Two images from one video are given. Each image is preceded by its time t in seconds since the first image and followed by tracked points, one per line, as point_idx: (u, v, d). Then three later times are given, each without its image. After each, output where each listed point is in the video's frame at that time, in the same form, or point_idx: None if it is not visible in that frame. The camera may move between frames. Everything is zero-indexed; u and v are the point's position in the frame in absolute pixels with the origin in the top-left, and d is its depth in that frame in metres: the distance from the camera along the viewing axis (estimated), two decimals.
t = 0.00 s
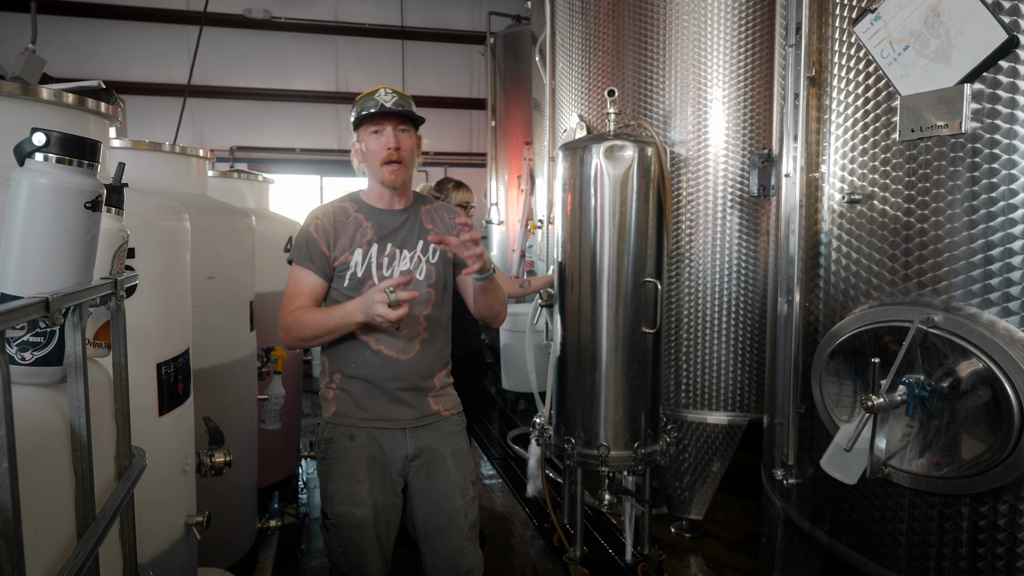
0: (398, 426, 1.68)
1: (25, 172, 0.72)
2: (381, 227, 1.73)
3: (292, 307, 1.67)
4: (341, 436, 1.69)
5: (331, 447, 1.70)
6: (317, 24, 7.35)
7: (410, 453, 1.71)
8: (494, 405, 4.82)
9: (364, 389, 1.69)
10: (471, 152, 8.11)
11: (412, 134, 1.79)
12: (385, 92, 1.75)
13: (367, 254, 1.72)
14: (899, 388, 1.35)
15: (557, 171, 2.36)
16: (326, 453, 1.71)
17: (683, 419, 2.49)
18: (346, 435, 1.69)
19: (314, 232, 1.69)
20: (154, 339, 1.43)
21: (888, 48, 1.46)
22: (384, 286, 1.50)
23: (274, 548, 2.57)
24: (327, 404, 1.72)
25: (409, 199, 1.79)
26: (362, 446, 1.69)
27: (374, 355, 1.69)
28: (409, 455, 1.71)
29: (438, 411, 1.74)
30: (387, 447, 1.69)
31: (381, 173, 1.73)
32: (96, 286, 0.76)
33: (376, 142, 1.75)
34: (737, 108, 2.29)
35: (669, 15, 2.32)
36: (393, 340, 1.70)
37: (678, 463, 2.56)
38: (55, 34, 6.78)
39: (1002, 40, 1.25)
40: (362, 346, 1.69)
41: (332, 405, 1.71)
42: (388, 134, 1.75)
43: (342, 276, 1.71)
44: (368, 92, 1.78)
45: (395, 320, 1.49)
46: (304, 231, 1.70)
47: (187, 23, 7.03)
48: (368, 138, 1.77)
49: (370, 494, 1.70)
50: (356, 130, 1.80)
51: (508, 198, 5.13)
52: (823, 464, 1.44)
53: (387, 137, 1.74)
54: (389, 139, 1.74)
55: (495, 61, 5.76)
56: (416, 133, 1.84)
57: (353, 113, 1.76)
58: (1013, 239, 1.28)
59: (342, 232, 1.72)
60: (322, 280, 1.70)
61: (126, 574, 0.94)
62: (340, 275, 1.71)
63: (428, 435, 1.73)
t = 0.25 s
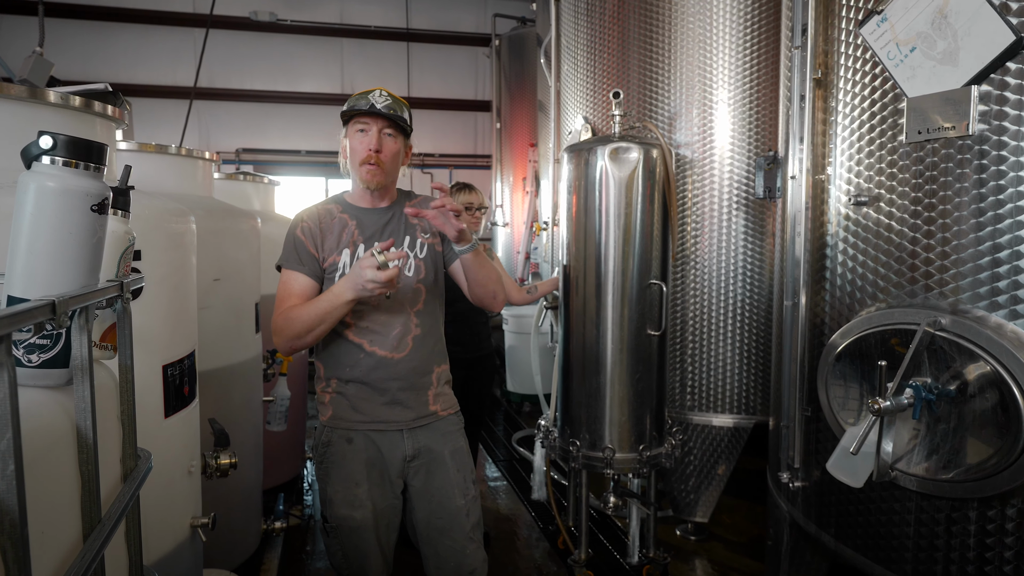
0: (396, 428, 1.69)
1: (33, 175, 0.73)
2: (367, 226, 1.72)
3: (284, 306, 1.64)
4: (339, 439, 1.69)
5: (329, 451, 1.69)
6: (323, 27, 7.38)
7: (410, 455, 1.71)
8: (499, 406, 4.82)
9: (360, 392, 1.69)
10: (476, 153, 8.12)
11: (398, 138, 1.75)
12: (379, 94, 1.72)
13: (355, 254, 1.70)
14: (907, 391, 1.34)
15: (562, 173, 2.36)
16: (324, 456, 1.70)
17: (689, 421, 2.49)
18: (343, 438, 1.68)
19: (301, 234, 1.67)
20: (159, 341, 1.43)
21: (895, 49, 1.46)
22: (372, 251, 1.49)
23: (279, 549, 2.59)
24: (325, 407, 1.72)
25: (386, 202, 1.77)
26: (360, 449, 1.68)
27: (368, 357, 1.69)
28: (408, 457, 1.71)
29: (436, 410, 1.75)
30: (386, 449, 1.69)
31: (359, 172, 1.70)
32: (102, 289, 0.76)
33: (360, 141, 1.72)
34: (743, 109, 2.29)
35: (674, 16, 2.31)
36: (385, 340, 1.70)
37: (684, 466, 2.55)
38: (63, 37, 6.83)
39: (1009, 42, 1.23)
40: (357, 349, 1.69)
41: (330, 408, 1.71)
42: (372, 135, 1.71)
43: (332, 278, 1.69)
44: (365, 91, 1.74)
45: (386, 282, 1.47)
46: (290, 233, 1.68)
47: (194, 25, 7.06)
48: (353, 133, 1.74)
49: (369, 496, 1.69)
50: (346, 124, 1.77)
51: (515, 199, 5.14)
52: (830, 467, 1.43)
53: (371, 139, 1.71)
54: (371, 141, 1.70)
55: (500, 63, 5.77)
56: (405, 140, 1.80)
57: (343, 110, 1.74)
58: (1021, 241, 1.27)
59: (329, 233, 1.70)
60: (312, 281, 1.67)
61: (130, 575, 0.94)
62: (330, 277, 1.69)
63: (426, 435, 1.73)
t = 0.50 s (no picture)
0: (398, 429, 1.69)
1: (37, 176, 0.73)
2: (364, 230, 1.72)
3: (285, 314, 1.63)
4: (340, 440, 1.68)
5: (330, 452, 1.69)
6: (327, 28, 7.40)
7: (411, 456, 1.71)
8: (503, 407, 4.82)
9: (362, 394, 1.69)
10: (480, 154, 8.12)
11: (397, 142, 1.76)
12: (377, 96, 1.72)
13: (353, 258, 1.70)
14: (910, 392, 1.34)
15: (566, 174, 2.36)
16: (326, 458, 1.70)
17: (693, 422, 2.48)
18: (345, 440, 1.68)
19: (299, 240, 1.66)
20: (161, 342, 1.43)
21: (899, 50, 1.45)
22: (378, 271, 1.47)
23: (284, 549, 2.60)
24: (326, 409, 1.72)
25: (383, 204, 1.77)
26: (362, 451, 1.68)
27: (367, 360, 1.69)
28: (410, 458, 1.71)
29: (437, 411, 1.76)
30: (387, 450, 1.69)
31: (358, 176, 1.70)
32: (106, 289, 0.77)
33: (359, 144, 1.72)
34: (747, 110, 2.28)
35: (678, 17, 2.31)
36: (385, 342, 1.70)
37: (687, 467, 2.55)
38: (69, 38, 6.86)
39: (1014, 42, 1.23)
40: (357, 351, 1.69)
41: (331, 410, 1.71)
42: (373, 138, 1.72)
43: (330, 282, 1.69)
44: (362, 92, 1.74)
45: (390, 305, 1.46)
46: (287, 240, 1.66)
47: (199, 26, 7.09)
48: (352, 136, 1.73)
49: (371, 498, 1.69)
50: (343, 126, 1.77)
51: (519, 200, 5.14)
52: (833, 468, 1.42)
53: (371, 142, 1.71)
54: (372, 144, 1.71)
55: (504, 64, 5.77)
56: (401, 142, 1.81)
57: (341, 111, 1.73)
58: None
59: (326, 238, 1.70)
60: (312, 286, 1.67)
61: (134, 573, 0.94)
62: (329, 281, 1.69)
63: (427, 435, 1.73)
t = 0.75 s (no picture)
0: (400, 428, 1.69)
1: (40, 173, 0.73)
2: (363, 231, 1.72)
3: (285, 315, 1.63)
4: (341, 440, 1.69)
5: (332, 452, 1.69)
6: (330, 27, 7.40)
7: (412, 455, 1.71)
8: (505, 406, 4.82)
9: (362, 393, 1.69)
10: (482, 153, 8.12)
11: (400, 140, 1.77)
12: (381, 95, 1.72)
13: (353, 259, 1.70)
14: (913, 391, 1.34)
15: (569, 172, 2.36)
16: (328, 457, 1.70)
17: (695, 421, 2.48)
18: (347, 439, 1.68)
19: (299, 240, 1.65)
20: (163, 340, 1.44)
21: (903, 48, 1.45)
22: (383, 276, 1.47)
23: (286, 548, 2.60)
24: (327, 408, 1.72)
25: (385, 203, 1.78)
26: (363, 450, 1.68)
27: (367, 359, 1.69)
28: (412, 457, 1.72)
29: (438, 410, 1.76)
30: (389, 450, 1.70)
31: (363, 173, 1.70)
32: (108, 286, 0.77)
33: (364, 142, 1.72)
34: (749, 109, 2.28)
35: (681, 16, 2.31)
36: (387, 341, 1.70)
37: (690, 466, 2.55)
38: (72, 37, 6.87)
39: (1017, 41, 1.22)
40: (358, 351, 1.69)
41: (332, 409, 1.71)
42: (378, 136, 1.72)
43: (330, 283, 1.69)
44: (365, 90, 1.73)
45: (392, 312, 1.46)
46: (287, 241, 1.65)
47: (202, 25, 7.10)
48: (356, 135, 1.73)
49: (373, 497, 1.70)
50: (345, 124, 1.76)
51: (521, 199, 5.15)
52: (835, 467, 1.42)
53: (376, 140, 1.72)
54: (378, 142, 1.71)
55: (507, 63, 5.77)
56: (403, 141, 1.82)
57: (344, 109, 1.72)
58: None
59: (327, 238, 1.69)
60: (312, 287, 1.66)
61: (137, 571, 0.95)
62: (328, 282, 1.69)
63: (428, 434, 1.73)
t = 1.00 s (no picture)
0: (402, 428, 1.69)
1: (40, 172, 0.73)
2: (367, 230, 1.71)
3: (283, 322, 1.64)
4: (344, 440, 1.69)
5: (334, 452, 1.69)
6: (331, 26, 7.40)
7: (414, 455, 1.71)
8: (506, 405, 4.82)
9: (364, 393, 1.68)
10: (484, 153, 8.12)
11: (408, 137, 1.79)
12: (389, 92, 1.72)
13: (355, 261, 1.69)
14: (914, 389, 1.33)
15: (570, 171, 2.36)
16: (330, 458, 1.70)
17: (696, 420, 2.48)
18: (349, 440, 1.68)
19: (299, 244, 1.65)
20: (163, 340, 1.44)
21: (904, 47, 1.44)
22: (388, 306, 1.49)
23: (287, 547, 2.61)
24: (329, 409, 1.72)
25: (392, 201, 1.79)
26: (366, 451, 1.68)
27: (369, 360, 1.69)
28: (414, 457, 1.72)
29: (440, 410, 1.76)
30: (391, 450, 1.70)
31: (376, 173, 1.71)
32: (109, 286, 0.77)
33: (375, 141, 1.72)
34: (751, 107, 2.28)
35: (682, 14, 2.30)
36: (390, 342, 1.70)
37: (691, 465, 2.55)
38: (74, 36, 6.88)
39: (1018, 39, 1.22)
40: (360, 352, 1.69)
41: (334, 410, 1.71)
42: (389, 134, 1.72)
43: (331, 284, 1.69)
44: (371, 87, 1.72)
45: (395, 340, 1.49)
46: (287, 242, 1.65)
47: (203, 24, 7.10)
48: (364, 134, 1.72)
49: (375, 497, 1.70)
50: (350, 122, 1.73)
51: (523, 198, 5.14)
52: (836, 465, 1.41)
53: (388, 138, 1.72)
54: (390, 141, 1.72)
55: (508, 62, 5.77)
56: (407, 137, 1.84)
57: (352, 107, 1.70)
58: None
59: (328, 240, 1.68)
60: (311, 291, 1.66)
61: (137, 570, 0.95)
62: (329, 283, 1.68)
63: (430, 434, 1.73)
